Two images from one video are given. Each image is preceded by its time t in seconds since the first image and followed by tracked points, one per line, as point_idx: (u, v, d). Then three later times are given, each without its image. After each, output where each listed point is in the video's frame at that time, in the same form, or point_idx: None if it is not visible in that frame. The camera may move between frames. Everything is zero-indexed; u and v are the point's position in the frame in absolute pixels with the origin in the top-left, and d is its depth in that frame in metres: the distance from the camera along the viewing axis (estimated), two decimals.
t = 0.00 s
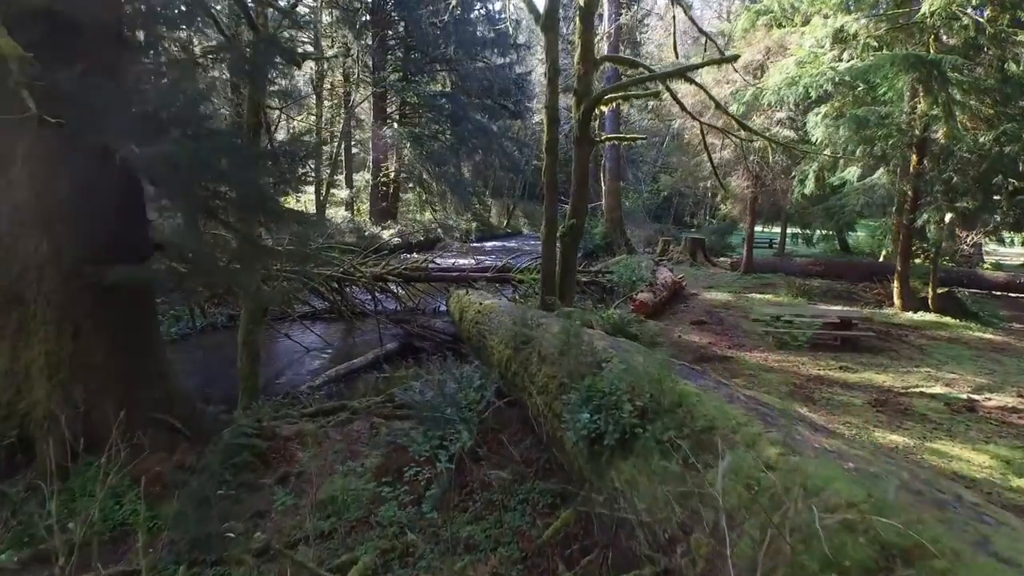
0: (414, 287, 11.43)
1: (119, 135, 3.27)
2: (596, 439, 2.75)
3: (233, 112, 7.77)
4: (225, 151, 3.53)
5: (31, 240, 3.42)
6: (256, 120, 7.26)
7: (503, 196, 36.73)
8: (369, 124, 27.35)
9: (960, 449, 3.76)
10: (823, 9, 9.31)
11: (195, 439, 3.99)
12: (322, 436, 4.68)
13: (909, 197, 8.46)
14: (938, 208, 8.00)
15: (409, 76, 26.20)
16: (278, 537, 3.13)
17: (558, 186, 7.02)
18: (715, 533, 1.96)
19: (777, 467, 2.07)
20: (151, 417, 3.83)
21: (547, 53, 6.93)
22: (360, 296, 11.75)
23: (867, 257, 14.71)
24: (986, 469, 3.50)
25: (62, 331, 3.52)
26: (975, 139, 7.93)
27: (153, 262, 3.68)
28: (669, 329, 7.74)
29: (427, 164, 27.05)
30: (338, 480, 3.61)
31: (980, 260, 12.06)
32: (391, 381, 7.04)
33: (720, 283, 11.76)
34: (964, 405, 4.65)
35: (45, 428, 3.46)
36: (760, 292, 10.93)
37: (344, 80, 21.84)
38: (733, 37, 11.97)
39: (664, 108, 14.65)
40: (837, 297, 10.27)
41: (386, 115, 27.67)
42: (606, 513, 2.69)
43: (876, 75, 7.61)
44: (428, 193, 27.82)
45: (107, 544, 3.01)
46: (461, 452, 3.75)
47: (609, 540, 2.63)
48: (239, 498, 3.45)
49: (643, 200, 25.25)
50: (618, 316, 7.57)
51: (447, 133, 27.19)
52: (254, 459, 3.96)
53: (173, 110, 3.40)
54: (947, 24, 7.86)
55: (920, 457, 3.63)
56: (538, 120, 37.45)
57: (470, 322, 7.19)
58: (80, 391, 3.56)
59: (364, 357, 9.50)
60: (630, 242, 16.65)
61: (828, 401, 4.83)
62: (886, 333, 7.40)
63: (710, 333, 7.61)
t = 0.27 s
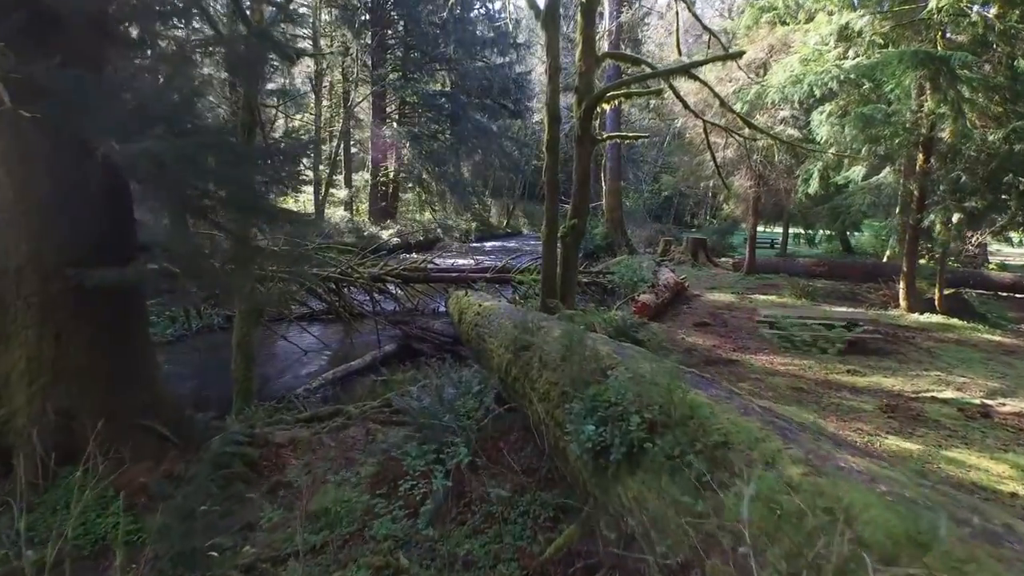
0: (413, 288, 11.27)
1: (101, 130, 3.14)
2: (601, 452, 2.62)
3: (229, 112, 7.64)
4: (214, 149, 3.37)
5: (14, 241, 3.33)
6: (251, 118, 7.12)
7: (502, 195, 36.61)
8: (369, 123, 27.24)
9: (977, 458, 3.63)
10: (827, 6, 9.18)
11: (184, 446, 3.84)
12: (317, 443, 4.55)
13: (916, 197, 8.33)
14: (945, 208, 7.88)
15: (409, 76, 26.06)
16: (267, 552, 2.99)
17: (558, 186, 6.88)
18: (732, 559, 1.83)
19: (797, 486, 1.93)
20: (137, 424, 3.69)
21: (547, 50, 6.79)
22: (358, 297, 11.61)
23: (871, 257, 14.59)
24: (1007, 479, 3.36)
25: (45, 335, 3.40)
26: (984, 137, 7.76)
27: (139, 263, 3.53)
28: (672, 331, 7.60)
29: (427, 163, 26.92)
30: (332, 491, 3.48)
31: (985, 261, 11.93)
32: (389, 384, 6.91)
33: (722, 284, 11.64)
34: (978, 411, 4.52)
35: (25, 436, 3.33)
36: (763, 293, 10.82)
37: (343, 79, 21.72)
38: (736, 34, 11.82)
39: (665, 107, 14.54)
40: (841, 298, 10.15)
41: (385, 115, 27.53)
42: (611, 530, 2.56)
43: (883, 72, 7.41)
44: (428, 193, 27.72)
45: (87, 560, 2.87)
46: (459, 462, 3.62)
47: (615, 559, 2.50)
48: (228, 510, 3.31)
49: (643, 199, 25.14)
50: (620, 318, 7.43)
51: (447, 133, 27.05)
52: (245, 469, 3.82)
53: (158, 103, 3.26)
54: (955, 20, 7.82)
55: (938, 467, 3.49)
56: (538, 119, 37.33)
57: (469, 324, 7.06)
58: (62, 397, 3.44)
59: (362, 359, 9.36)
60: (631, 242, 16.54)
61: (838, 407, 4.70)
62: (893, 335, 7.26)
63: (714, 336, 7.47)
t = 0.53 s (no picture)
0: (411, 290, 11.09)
1: (79, 123, 2.92)
2: (609, 469, 2.46)
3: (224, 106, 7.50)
4: (195, 144, 3.28)
5: None
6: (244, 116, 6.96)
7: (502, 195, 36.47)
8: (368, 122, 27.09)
9: (1000, 470, 3.47)
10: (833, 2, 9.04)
11: (169, 456, 3.65)
12: (310, 451, 4.39)
13: (923, 196, 8.18)
14: (954, 207, 7.73)
15: (408, 75, 25.89)
16: (253, 572, 2.82)
17: (560, 186, 6.71)
18: None
19: (824, 509, 1.78)
20: (119, 434, 3.49)
21: (548, 45, 6.62)
22: (356, 297, 11.44)
23: (874, 258, 14.44)
24: None
25: (21, 344, 3.25)
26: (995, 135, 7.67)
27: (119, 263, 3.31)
28: (675, 334, 7.45)
29: (426, 163, 26.76)
30: (323, 504, 3.32)
31: (991, 262, 11.79)
32: (386, 388, 6.74)
33: (725, 284, 11.49)
34: (996, 418, 4.36)
35: None
36: (767, 294, 10.66)
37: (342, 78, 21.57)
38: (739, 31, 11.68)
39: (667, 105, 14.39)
40: (846, 300, 9.99)
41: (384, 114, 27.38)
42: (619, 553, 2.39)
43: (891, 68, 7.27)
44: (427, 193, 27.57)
45: None
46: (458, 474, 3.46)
47: None
48: (213, 526, 3.14)
49: (644, 199, 25.00)
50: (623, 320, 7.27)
51: (447, 132, 26.89)
52: (233, 480, 3.65)
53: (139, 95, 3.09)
54: (964, 15, 7.64)
55: (959, 479, 3.34)
56: (538, 119, 37.21)
57: (468, 327, 6.89)
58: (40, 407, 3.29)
59: (358, 362, 9.19)
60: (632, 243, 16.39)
61: (850, 413, 4.54)
62: (902, 338, 7.10)
63: (718, 338, 7.31)
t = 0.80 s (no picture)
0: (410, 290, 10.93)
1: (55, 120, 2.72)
2: (617, 485, 2.31)
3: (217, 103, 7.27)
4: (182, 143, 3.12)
5: None
6: (239, 113, 6.81)
7: (502, 195, 36.32)
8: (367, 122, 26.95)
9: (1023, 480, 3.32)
10: None
11: (153, 466, 3.50)
12: (304, 458, 4.24)
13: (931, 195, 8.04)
14: (963, 206, 7.59)
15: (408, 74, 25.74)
16: None
17: (561, 185, 6.56)
18: None
19: (855, 534, 1.65)
20: (99, 442, 3.34)
21: (549, 40, 6.46)
22: (354, 298, 11.29)
23: (878, 258, 14.30)
24: None
25: None
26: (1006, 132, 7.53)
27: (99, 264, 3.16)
28: (679, 335, 7.30)
29: (426, 163, 26.62)
30: (315, 515, 3.18)
31: (997, 262, 11.66)
32: (384, 390, 6.60)
33: (728, 285, 11.35)
34: (1014, 424, 4.22)
35: None
36: (771, 295, 10.52)
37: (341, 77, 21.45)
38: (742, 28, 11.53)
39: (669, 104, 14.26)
40: (851, 300, 9.85)
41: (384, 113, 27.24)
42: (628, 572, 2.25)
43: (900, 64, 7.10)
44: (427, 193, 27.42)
45: None
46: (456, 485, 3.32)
47: None
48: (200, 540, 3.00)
49: (645, 199, 24.88)
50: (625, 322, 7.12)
51: (446, 132, 26.75)
52: (223, 490, 3.51)
53: (123, 90, 2.92)
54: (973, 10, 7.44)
55: (980, 490, 3.20)
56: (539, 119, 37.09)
57: (467, 328, 6.74)
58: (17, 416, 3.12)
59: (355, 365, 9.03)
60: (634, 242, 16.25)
61: (862, 418, 4.39)
62: (910, 339, 6.96)
63: (722, 340, 7.16)
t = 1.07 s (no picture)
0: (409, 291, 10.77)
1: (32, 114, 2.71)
2: (628, 506, 2.16)
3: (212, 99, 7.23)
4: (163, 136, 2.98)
5: None
6: (234, 110, 6.67)
7: (502, 195, 36.17)
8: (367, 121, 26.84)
9: None
10: None
11: (139, 476, 3.33)
12: (296, 466, 4.09)
13: (939, 195, 7.90)
14: (973, 206, 7.44)
15: (408, 73, 25.60)
16: None
17: (563, 184, 6.41)
18: None
19: (897, 569, 1.50)
20: (82, 451, 3.19)
21: (551, 35, 6.31)
22: (353, 299, 11.14)
23: (882, 259, 14.17)
24: None
25: None
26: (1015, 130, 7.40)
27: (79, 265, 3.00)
28: (682, 338, 7.15)
29: (426, 163, 26.50)
30: (308, 530, 3.04)
31: (1004, 263, 11.52)
32: (382, 394, 6.45)
33: (732, 286, 11.21)
34: None
35: None
36: (774, 296, 10.39)
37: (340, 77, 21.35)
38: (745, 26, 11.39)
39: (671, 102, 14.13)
40: (856, 302, 9.71)
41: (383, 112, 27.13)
42: None
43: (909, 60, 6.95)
44: (427, 193, 27.28)
45: None
46: (454, 499, 3.17)
47: None
48: (185, 557, 2.85)
49: (647, 200, 24.73)
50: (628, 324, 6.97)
51: (446, 131, 26.60)
52: (209, 502, 3.36)
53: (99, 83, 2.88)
54: (983, 7, 7.36)
55: (1005, 504, 3.05)
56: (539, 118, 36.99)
57: (467, 330, 6.59)
58: None
59: (353, 367, 8.89)
60: (635, 243, 16.13)
61: (875, 425, 4.25)
62: (919, 342, 6.82)
63: (727, 342, 7.02)
